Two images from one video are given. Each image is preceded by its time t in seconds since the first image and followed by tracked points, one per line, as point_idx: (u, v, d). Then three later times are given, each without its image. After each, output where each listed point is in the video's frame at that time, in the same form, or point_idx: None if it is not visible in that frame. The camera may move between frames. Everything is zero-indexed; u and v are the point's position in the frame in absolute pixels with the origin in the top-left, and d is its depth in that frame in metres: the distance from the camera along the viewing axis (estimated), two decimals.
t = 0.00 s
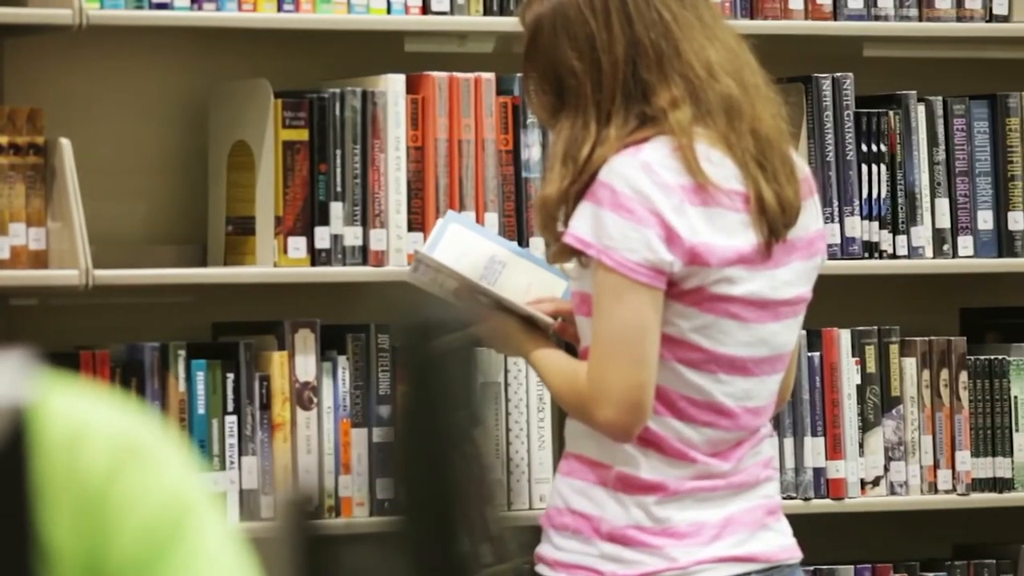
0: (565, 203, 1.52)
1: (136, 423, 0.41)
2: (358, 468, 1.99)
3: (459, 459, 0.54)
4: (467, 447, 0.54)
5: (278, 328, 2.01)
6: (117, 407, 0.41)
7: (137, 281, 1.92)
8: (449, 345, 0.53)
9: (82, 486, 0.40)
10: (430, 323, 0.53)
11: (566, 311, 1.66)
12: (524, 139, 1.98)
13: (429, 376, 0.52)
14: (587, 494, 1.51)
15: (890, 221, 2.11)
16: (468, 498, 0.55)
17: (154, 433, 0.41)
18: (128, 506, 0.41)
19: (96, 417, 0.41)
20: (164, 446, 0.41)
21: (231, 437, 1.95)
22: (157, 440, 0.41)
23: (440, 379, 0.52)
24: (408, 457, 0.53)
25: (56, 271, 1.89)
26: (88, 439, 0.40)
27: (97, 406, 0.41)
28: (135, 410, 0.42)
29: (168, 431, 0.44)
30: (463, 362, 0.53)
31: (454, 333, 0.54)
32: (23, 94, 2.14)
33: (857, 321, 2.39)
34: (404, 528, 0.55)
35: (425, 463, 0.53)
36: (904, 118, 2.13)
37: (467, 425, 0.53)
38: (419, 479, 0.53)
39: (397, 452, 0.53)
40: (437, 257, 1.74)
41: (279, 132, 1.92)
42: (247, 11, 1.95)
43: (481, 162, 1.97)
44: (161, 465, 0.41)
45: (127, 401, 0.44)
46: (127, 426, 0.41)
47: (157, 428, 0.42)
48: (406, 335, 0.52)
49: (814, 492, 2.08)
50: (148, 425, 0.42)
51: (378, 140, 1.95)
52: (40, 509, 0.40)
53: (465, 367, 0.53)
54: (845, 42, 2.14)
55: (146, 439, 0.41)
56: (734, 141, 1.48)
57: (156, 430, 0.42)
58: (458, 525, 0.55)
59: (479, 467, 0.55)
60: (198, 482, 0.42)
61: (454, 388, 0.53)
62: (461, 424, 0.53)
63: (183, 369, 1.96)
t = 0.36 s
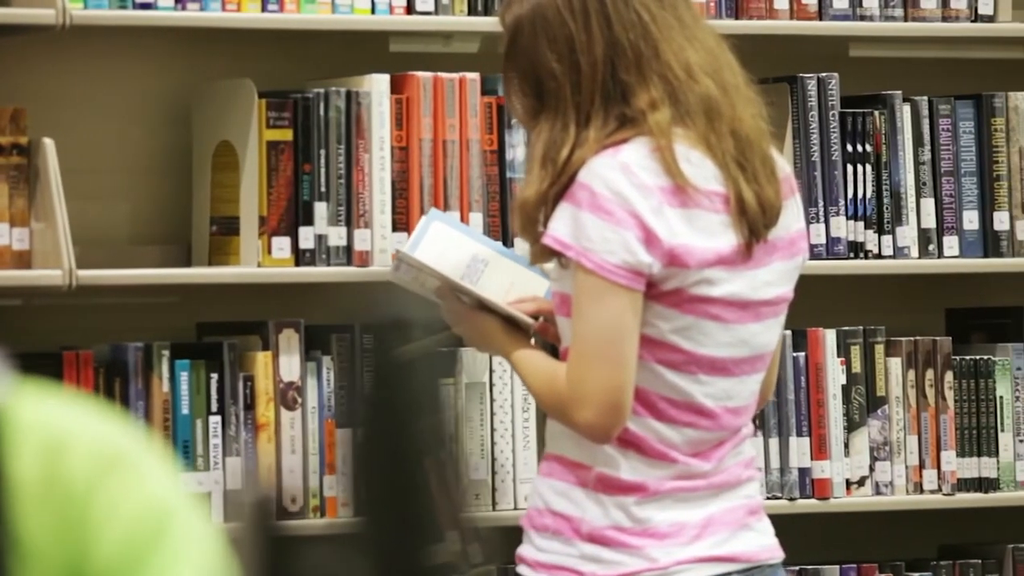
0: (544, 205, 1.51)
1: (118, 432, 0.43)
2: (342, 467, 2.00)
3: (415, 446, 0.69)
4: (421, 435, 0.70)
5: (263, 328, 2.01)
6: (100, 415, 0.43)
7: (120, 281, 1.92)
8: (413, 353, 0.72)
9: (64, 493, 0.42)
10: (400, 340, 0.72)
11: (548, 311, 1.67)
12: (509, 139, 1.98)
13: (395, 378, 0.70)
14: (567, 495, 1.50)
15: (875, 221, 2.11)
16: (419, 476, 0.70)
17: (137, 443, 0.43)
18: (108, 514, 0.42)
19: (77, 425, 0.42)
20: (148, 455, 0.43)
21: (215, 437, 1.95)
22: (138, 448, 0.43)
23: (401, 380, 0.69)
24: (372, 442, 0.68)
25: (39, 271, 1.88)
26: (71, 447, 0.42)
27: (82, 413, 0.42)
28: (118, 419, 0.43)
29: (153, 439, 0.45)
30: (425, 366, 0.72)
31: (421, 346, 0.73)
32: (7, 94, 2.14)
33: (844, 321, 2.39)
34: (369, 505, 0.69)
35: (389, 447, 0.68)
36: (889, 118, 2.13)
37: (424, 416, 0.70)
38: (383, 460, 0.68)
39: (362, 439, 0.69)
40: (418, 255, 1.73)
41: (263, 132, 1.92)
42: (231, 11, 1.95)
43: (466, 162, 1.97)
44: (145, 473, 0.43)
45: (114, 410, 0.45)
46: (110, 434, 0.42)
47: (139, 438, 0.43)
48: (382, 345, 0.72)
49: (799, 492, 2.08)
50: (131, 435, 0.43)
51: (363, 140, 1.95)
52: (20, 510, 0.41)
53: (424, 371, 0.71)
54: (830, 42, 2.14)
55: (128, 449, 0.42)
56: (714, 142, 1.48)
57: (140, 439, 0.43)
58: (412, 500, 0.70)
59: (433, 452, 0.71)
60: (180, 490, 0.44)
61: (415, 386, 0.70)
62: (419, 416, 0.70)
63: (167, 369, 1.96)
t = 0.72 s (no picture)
0: (527, 207, 1.51)
1: (91, 438, 0.47)
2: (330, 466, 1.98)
3: (387, 458, 0.61)
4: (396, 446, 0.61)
5: (249, 328, 2.01)
6: (73, 425, 0.47)
7: (107, 282, 1.91)
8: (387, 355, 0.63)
9: (37, 495, 0.45)
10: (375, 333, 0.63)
11: (532, 311, 1.68)
12: (496, 140, 1.99)
13: (363, 383, 0.61)
14: (550, 496, 1.50)
15: (864, 220, 2.11)
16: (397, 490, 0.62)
17: (108, 449, 0.47)
18: (77, 511, 0.46)
19: (53, 431, 0.46)
20: (117, 458, 0.47)
21: (201, 437, 1.95)
22: (109, 452, 0.47)
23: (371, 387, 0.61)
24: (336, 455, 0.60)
25: (26, 271, 1.88)
26: (43, 451, 0.46)
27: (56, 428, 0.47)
28: (94, 428, 0.47)
29: (137, 455, 0.49)
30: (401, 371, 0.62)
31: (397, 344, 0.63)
32: None
33: (832, 321, 2.39)
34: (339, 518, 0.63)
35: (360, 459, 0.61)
36: (877, 118, 2.13)
37: (399, 425, 0.61)
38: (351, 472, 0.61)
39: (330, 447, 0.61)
40: (401, 255, 1.74)
41: (250, 132, 1.92)
42: (218, 11, 1.95)
43: (453, 162, 1.97)
44: (113, 476, 0.46)
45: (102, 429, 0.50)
46: (78, 440, 0.46)
47: (113, 445, 0.47)
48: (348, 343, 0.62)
49: (787, 492, 2.08)
50: (104, 442, 0.47)
51: (349, 140, 1.95)
52: None
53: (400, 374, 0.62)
54: (818, 42, 2.14)
55: (100, 452, 0.46)
56: (697, 143, 1.48)
57: (113, 446, 0.47)
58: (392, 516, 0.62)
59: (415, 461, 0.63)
60: (150, 491, 0.47)
61: (388, 392, 0.62)
62: (394, 424, 0.61)
63: (154, 369, 1.96)
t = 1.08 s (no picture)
0: (512, 208, 1.47)
1: (60, 445, 0.41)
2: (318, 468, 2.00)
3: (352, 472, 0.56)
4: (362, 459, 0.56)
5: (235, 329, 2.01)
6: (52, 435, 0.42)
7: (92, 282, 1.91)
8: (356, 362, 0.56)
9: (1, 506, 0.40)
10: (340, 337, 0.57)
11: (517, 312, 1.68)
12: (482, 140, 1.99)
13: (329, 395, 0.55)
14: (534, 497, 1.47)
15: (850, 221, 2.11)
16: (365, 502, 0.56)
17: (80, 455, 0.41)
18: (46, 523, 0.40)
19: (18, 435, 0.41)
20: (93, 469, 0.41)
21: (187, 438, 1.96)
22: (81, 461, 0.41)
23: (339, 399, 0.55)
24: (302, 472, 0.55)
25: (11, 272, 1.88)
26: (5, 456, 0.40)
27: (31, 430, 0.42)
28: (63, 435, 0.42)
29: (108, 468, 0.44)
30: (369, 381, 0.56)
31: (369, 350, 0.56)
32: None
33: (821, 321, 2.39)
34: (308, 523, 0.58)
35: (328, 474, 0.55)
36: (864, 118, 2.13)
37: (369, 439, 0.56)
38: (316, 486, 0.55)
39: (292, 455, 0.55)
40: (386, 256, 1.73)
41: (236, 132, 1.92)
42: (203, 11, 1.95)
43: (439, 162, 1.97)
44: (88, 484, 0.41)
45: (90, 449, 0.45)
46: (52, 447, 0.41)
47: (85, 453, 0.42)
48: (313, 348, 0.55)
49: (774, 492, 2.08)
50: (74, 449, 0.42)
51: (336, 140, 1.95)
52: None
53: (373, 381, 0.56)
54: (805, 42, 2.14)
55: (70, 458, 0.41)
56: (682, 144, 1.46)
57: (84, 454, 0.42)
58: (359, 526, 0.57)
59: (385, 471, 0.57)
60: (126, 505, 0.41)
61: (354, 405, 0.55)
62: (358, 439, 0.55)
63: (139, 369, 1.96)
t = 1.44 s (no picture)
0: (497, 208, 1.46)
1: (33, 445, 0.36)
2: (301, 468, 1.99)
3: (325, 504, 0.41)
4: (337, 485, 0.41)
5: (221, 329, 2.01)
6: (26, 433, 0.37)
7: (77, 282, 1.91)
8: (323, 368, 0.41)
9: None
10: (295, 332, 0.41)
11: (503, 313, 1.68)
12: (468, 140, 1.98)
13: (289, 409, 0.40)
14: (520, 497, 1.46)
15: (836, 221, 2.11)
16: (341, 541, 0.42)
17: (53, 455, 0.36)
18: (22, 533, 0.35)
19: None
20: (70, 471, 0.36)
21: (172, 438, 1.96)
22: (57, 464, 0.36)
23: (309, 405, 0.40)
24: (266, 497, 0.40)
25: None
26: None
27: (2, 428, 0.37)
28: (37, 434, 0.37)
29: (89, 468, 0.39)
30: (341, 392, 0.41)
31: (335, 352, 0.41)
32: None
33: (808, 321, 2.40)
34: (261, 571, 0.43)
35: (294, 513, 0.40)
36: (850, 118, 2.13)
37: (351, 449, 0.41)
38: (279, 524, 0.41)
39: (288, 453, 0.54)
40: (370, 258, 1.73)
41: (221, 132, 1.92)
42: (188, 11, 1.95)
43: (425, 162, 1.97)
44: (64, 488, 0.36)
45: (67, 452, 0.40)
46: (21, 447, 0.36)
47: (62, 453, 0.37)
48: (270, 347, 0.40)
49: (760, 492, 2.08)
50: (47, 447, 0.37)
51: (321, 140, 1.95)
52: None
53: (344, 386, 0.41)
54: (791, 42, 2.14)
55: (43, 460, 0.36)
56: (667, 143, 1.45)
57: (61, 454, 0.37)
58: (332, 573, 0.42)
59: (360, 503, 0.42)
60: (111, 509, 0.36)
61: (324, 420, 0.40)
62: (332, 459, 0.40)
63: (124, 370, 1.97)
